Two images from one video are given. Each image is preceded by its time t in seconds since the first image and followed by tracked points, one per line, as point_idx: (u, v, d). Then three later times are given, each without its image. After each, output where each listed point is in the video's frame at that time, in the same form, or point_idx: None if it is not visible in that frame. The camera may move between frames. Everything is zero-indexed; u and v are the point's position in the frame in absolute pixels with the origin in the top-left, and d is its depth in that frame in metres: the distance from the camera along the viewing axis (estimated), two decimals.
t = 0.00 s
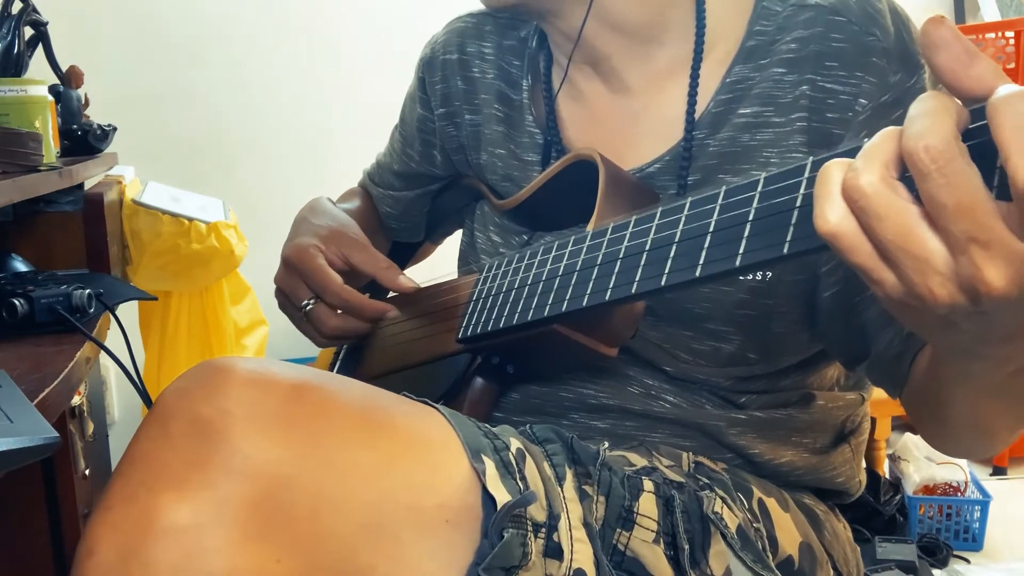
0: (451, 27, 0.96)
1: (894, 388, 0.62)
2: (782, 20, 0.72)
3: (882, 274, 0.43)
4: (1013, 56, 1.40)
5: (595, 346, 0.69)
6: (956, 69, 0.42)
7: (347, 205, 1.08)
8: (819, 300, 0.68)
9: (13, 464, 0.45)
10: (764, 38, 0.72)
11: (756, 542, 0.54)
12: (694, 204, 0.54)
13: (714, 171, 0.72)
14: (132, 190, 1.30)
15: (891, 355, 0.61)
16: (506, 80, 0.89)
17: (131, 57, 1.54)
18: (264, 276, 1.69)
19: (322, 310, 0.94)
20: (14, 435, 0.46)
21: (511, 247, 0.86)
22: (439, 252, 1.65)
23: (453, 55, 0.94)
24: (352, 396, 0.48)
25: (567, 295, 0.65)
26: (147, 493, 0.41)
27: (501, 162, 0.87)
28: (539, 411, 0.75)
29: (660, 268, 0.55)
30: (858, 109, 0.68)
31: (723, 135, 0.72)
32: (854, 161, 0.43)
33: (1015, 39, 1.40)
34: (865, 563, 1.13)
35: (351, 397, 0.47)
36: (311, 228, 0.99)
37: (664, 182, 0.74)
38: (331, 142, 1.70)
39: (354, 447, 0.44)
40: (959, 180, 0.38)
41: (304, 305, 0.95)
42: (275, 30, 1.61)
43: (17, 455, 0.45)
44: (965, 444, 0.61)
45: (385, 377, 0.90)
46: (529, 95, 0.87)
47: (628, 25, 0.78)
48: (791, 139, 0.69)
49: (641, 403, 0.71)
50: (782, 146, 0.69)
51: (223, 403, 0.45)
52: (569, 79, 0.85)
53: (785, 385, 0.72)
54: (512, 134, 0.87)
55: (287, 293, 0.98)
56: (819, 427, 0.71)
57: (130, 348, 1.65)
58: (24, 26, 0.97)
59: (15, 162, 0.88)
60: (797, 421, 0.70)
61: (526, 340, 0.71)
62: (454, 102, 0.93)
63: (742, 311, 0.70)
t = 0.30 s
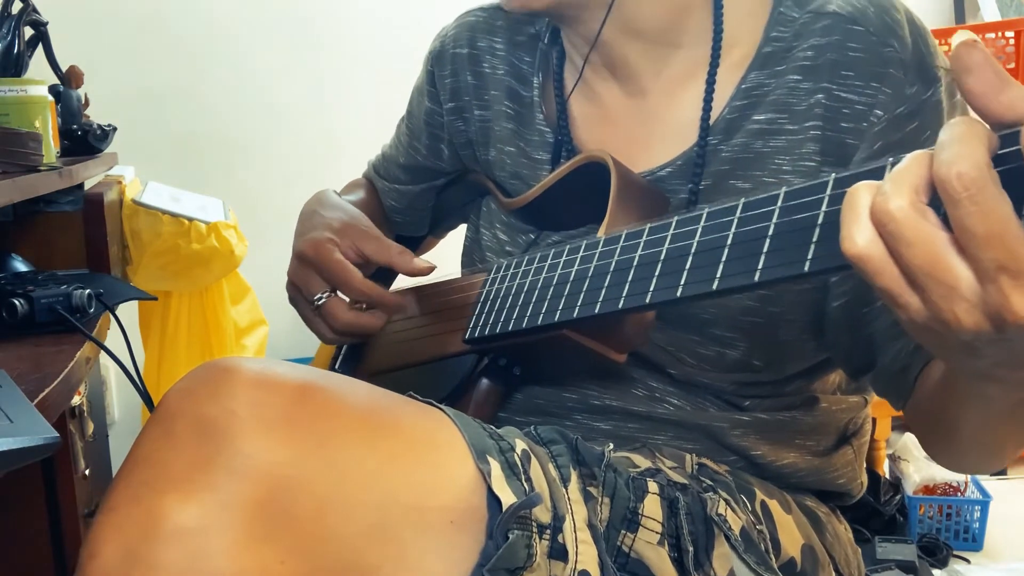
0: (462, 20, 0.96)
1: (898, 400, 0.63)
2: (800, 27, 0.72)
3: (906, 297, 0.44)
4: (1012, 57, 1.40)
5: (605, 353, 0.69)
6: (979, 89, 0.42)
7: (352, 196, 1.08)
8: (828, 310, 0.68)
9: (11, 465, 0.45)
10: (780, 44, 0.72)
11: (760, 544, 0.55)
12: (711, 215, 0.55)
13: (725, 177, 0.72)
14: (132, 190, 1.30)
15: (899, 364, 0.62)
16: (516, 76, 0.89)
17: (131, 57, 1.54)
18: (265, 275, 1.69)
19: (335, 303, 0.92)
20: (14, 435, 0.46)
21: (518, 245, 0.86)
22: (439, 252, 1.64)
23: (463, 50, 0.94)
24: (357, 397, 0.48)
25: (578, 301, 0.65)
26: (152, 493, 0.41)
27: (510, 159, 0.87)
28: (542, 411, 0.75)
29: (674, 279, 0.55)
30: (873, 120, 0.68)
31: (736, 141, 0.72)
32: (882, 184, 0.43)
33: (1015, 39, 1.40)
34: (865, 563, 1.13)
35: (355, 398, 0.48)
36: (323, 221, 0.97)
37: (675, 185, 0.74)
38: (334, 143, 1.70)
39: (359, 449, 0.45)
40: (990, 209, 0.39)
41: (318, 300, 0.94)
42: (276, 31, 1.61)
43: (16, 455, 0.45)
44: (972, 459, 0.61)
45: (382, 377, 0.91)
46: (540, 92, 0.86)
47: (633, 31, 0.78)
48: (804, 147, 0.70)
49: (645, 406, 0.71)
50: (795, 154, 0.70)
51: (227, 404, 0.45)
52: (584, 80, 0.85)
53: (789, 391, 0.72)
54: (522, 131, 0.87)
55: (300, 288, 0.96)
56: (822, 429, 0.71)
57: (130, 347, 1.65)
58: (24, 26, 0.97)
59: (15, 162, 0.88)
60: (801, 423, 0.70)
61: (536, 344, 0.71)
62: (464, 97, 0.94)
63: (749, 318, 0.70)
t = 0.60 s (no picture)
0: (467, 19, 0.96)
1: (903, 406, 0.64)
2: (808, 29, 0.72)
3: (922, 309, 0.44)
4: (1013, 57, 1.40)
5: (610, 356, 0.69)
6: (990, 97, 0.42)
7: (350, 198, 1.07)
8: (833, 314, 0.68)
9: (11, 464, 0.45)
10: (788, 47, 0.72)
11: (762, 545, 0.55)
12: (720, 220, 0.55)
13: (731, 179, 0.72)
14: (132, 190, 1.29)
15: (903, 371, 0.63)
16: (521, 75, 0.89)
17: (132, 57, 1.54)
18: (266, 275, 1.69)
19: (348, 318, 0.89)
20: (13, 435, 0.46)
21: (521, 245, 0.86)
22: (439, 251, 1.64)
23: (467, 48, 0.94)
24: (360, 397, 0.48)
25: (584, 304, 0.65)
26: (156, 493, 0.41)
27: (513, 160, 0.87)
28: (545, 412, 0.75)
29: (683, 283, 0.55)
30: (880, 124, 0.68)
31: (742, 144, 0.72)
32: (898, 195, 0.43)
33: (1015, 39, 1.40)
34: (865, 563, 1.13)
35: (359, 399, 0.48)
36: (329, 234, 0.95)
37: (682, 187, 0.74)
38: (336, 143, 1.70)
39: (362, 450, 0.45)
40: (1007, 220, 0.39)
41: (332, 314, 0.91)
42: (276, 31, 1.61)
43: (16, 455, 0.45)
44: (978, 467, 0.61)
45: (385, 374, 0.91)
46: (546, 92, 0.87)
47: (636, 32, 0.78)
48: (811, 150, 0.70)
49: (647, 406, 0.71)
50: (802, 157, 0.70)
51: (231, 404, 0.45)
52: (589, 81, 0.85)
53: (792, 393, 0.72)
54: (526, 131, 0.87)
55: (310, 304, 0.94)
56: (824, 430, 0.71)
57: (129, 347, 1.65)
58: (25, 26, 0.97)
59: (15, 162, 0.88)
60: (803, 424, 0.70)
61: (541, 345, 0.72)
62: (468, 96, 0.94)
63: (753, 320, 0.70)
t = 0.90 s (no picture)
0: (461, 23, 0.96)
1: (900, 396, 0.63)
2: (798, 25, 0.72)
3: (910, 292, 0.44)
4: (1013, 57, 1.40)
5: (605, 352, 0.69)
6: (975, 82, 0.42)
7: (349, 203, 1.08)
8: (829, 309, 0.68)
9: (13, 464, 0.45)
10: (779, 43, 0.72)
11: (760, 544, 0.55)
12: (711, 213, 0.55)
13: (725, 176, 0.72)
14: (132, 190, 1.29)
15: (899, 363, 0.62)
16: (515, 77, 0.90)
17: (131, 57, 1.54)
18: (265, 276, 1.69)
19: (338, 316, 0.89)
20: (13, 435, 0.46)
21: (518, 247, 0.86)
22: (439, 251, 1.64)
23: (461, 52, 0.94)
24: (358, 396, 0.48)
25: (578, 300, 0.65)
26: (155, 493, 0.41)
27: (510, 161, 0.87)
28: (544, 411, 0.75)
29: (675, 276, 0.55)
30: (871, 117, 0.68)
31: (736, 140, 0.72)
32: (883, 180, 0.43)
33: (1015, 38, 1.40)
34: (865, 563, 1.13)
35: (357, 398, 0.48)
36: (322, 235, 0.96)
37: (676, 185, 0.75)
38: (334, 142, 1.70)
39: (361, 449, 0.45)
40: (990, 201, 0.39)
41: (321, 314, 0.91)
42: (276, 31, 1.61)
43: (17, 455, 0.45)
44: (975, 456, 0.62)
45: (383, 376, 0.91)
46: (540, 94, 0.87)
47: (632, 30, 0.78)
48: (804, 145, 0.70)
49: (646, 405, 0.71)
50: (795, 152, 0.70)
51: (230, 404, 0.45)
52: (584, 80, 0.85)
53: (790, 390, 0.72)
54: (522, 132, 0.87)
55: (302, 304, 0.95)
56: (823, 429, 0.71)
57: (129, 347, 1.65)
58: (24, 26, 0.97)
59: (15, 162, 0.88)
60: (802, 423, 0.70)
61: (535, 343, 0.71)
62: (463, 99, 0.94)
63: (750, 315, 0.70)
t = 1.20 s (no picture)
0: (455, 27, 0.97)
1: (897, 389, 0.63)
2: (787, 21, 0.72)
3: (893, 276, 0.44)
4: (1012, 57, 1.40)
5: (599, 347, 0.69)
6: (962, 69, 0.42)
7: (350, 205, 1.08)
8: (824, 303, 0.68)
9: (16, 462, 0.45)
10: (769, 39, 0.72)
11: (758, 542, 0.54)
12: (700, 206, 0.55)
13: (718, 173, 0.72)
14: (132, 190, 1.29)
15: (895, 357, 0.62)
16: (509, 81, 0.89)
17: (131, 57, 1.54)
18: (264, 276, 1.69)
19: (332, 313, 0.90)
20: (15, 435, 0.46)
21: (515, 248, 0.86)
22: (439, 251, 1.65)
23: (456, 56, 0.94)
24: (355, 396, 0.48)
25: (571, 295, 0.65)
26: (152, 493, 0.41)
27: (506, 163, 0.87)
28: (542, 410, 0.75)
29: (666, 269, 0.55)
30: (863, 110, 0.68)
31: (728, 137, 0.72)
32: (864, 165, 0.43)
33: (1015, 38, 1.40)
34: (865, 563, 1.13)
35: (354, 398, 0.48)
36: (320, 232, 0.97)
37: (670, 183, 0.74)
38: (333, 141, 1.70)
39: (358, 448, 0.45)
40: (969, 183, 0.38)
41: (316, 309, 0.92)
42: (276, 31, 1.61)
43: (19, 455, 0.45)
44: (971, 446, 0.61)
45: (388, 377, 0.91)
46: (534, 97, 0.87)
47: (628, 27, 0.78)
48: (795, 140, 0.69)
49: (644, 403, 0.71)
50: (786, 147, 0.70)
51: (228, 404, 0.44)
52: (575, 77, 0.85)
53: (788, 388, 0.72)
54: (517, 134, 0.87)
55: (296, 299, 0.95)
56: (821, 427, 0.71)
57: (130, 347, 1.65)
58: (24, 26, 0.97)
59: (15, 162, 0.88)
60: (800, 421, 0.70)
61: (530, 341, 0.71)
62: (458, 103, 0.94)
63: (748, 312, 0.70)
